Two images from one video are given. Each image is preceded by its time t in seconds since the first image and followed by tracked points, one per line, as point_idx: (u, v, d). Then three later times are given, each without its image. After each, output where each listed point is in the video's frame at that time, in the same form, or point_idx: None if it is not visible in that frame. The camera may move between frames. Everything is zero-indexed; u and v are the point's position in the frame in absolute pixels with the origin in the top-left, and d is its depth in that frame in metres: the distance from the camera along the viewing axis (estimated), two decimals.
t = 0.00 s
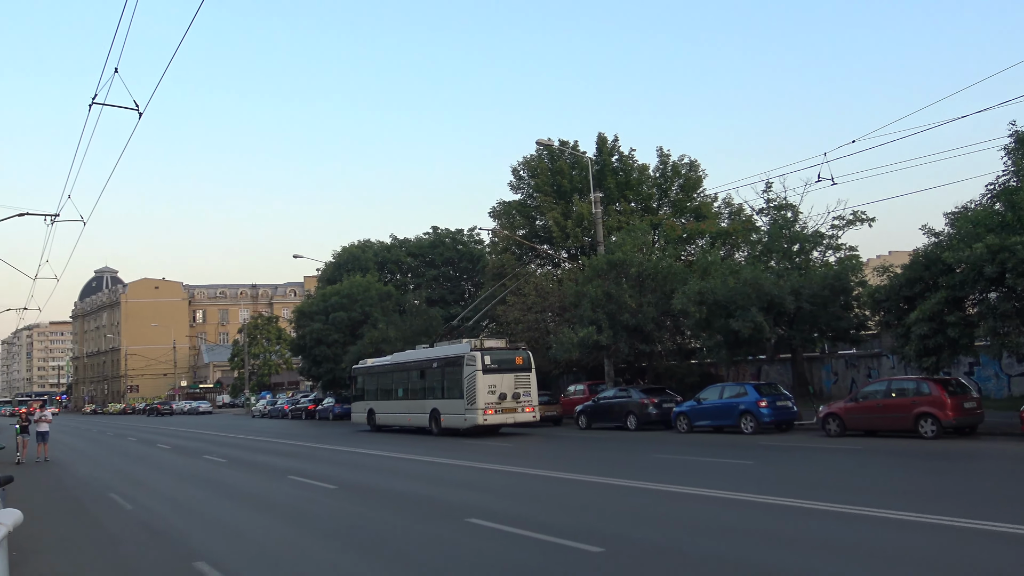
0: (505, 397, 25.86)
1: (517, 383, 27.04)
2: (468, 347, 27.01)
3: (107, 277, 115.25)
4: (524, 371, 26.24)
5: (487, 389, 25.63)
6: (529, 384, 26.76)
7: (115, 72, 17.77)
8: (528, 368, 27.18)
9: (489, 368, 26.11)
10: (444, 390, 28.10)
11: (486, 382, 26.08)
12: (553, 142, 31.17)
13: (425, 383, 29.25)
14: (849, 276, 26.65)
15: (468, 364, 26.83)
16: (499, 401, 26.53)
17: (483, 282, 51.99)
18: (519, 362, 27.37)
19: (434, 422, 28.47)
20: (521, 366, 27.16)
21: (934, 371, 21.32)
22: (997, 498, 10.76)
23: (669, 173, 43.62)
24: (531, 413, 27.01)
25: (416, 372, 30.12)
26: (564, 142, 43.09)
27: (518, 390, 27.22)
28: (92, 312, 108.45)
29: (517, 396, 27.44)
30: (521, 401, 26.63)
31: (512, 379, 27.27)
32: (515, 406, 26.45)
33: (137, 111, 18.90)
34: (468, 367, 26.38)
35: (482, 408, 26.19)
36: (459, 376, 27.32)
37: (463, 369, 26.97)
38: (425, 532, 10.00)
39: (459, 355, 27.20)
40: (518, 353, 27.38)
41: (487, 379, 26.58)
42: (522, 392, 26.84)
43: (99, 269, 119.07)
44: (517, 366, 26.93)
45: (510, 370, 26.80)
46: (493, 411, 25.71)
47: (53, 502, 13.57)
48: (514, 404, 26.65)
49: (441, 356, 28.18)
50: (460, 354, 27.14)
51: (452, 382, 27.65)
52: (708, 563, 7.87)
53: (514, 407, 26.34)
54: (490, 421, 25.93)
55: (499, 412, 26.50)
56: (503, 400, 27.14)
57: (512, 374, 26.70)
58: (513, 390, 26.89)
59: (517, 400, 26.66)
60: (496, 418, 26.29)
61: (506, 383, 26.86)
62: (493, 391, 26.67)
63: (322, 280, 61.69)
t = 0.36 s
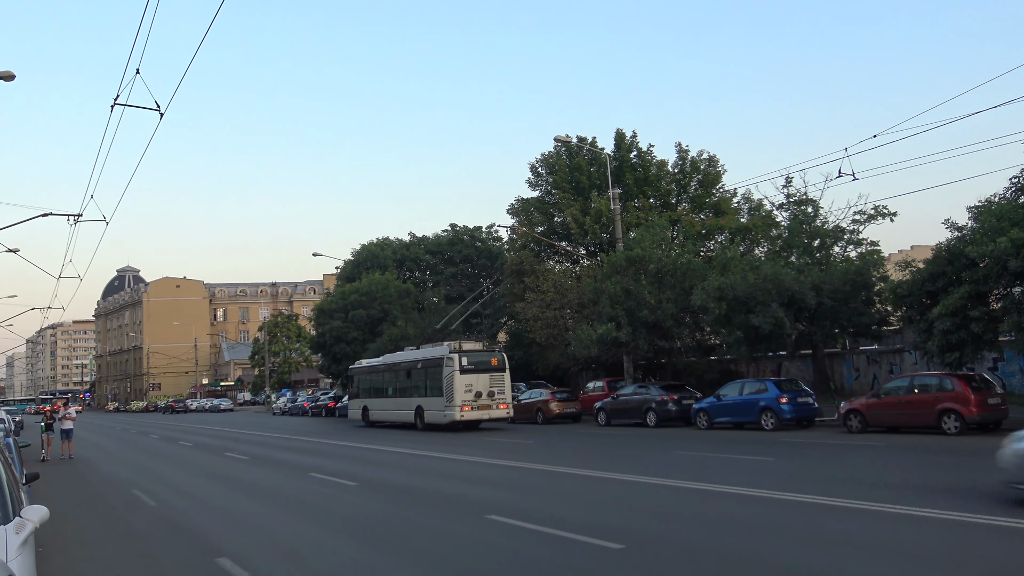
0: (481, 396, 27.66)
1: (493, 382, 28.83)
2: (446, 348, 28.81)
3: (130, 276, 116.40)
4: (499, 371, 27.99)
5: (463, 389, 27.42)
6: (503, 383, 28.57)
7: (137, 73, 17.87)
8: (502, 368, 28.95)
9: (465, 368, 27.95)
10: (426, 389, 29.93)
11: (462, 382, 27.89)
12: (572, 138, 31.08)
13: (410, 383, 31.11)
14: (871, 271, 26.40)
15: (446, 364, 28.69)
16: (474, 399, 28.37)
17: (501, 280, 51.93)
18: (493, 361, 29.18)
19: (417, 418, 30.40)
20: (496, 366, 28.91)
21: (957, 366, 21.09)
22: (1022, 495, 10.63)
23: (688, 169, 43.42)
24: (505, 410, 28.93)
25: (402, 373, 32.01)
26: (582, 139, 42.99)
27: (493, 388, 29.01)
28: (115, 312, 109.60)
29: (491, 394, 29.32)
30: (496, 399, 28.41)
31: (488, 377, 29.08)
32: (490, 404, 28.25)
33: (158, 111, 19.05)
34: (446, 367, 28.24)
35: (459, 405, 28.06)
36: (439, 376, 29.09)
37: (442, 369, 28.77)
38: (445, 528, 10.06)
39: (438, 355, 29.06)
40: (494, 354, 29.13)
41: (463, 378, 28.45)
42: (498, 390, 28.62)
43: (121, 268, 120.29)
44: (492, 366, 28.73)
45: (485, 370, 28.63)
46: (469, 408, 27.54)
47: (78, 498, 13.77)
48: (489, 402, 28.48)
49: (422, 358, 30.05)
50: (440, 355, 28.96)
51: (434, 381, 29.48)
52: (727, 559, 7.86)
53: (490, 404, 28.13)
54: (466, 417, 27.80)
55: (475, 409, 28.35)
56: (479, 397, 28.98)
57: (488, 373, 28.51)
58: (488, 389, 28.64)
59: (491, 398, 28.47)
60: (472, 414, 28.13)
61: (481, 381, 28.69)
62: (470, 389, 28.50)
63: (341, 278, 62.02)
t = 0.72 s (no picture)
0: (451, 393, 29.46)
1: (462, 381, 30.70)
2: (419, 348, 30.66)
3: (136, 273, 116.72)
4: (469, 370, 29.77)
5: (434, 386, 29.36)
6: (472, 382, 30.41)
7: (144, 70, 17.40)
8: (472, 367, 30.78)
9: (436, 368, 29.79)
10: (403, 386, 31.65)
11: (434, 379, 29.72)
12: (578, 134, 31.00)
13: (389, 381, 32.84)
14: (877, 267, 26.32)
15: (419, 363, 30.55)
16: (444, 396, 30.21)
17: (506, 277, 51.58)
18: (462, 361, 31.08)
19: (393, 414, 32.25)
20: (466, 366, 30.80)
21: (964, 363, 21.02)
22: None
23: (694, 165, 43.35)
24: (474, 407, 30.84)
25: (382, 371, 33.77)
26: (588, 135, 42.93)
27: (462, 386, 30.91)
28: (121, 308, 109.95)
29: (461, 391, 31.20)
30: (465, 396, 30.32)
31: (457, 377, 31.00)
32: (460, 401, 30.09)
33: (166, 109, 18.41)
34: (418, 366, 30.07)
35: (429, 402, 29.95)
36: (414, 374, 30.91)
37: (416, 367, 30.51)
38: (451, 523, 10.07)
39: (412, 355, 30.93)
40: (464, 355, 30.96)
41: (434, 376, 30.31)
42: (466, 388, 30.55)
43: (127, 265, 120.62)
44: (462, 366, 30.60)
45: (455, 369, 30.50)
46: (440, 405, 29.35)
47: (85, 494, 13.81)
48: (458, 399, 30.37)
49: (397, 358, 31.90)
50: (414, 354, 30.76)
51: (409, 379, 31.20)
52: (734, 556, 7.85)
53: (459, 401, 30.02)
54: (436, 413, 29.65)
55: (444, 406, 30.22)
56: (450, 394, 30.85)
57: (458, 373, 30.36)
58: (458, 387, 30.56)
59: (461, 395, 30.33)
60: (443, 411, 29.99)
61: (452, 380, 30.48)
62: (441, 387, 30.34)
63: (347, 275, 62.23)
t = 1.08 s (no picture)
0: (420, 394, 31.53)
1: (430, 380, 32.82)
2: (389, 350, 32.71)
3: (133, 272, 116.50)
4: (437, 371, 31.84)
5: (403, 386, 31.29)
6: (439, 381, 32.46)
7: (139, 69, 17.19)
8: (439, 368, 32.86)
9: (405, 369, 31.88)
10: (377, 385, 33.65)
11: (403, 379, 31.77)
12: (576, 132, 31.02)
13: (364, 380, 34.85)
14: (874, 265, 26.38)
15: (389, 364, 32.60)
16: (413, 395, 32.31)
17: (503, 275, 51.91)
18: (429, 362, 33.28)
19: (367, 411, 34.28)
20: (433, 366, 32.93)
21: (961, 360, 21.05)
22: None
23: (691, 164, 43.39)
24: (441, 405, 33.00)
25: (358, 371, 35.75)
26: (586, 133, 42.96)
27: (431, 385, 32.88)
28: (118, 308, 109.74)
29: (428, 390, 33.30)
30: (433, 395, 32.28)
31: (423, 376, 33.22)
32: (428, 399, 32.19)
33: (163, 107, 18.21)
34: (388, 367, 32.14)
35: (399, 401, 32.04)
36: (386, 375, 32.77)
37: (387, 369, 32.40)
38: (450, 522, 10.09)
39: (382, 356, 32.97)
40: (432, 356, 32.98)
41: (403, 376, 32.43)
42: (434, 387, 32.52)
43: (124, 265, 120.40)
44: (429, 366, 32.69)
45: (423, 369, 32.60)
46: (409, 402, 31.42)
47: (84, 494, 13.82)
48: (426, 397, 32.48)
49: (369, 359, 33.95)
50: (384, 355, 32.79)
51: (382, 379, 33.11)
52: (736, 554, 7.83)
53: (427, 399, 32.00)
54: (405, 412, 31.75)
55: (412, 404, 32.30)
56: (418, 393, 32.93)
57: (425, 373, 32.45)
58: (427, 386, 32.51)
59: (429, 394, 32.42)
60: (413, 409, 31.89)
61: (420, 379, 32.38)
62: (411, 386, 32.29)
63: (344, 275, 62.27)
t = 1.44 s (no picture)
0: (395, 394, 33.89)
1: (405, 381, 35.24)
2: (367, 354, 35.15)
3: (134, 271, 116.51)
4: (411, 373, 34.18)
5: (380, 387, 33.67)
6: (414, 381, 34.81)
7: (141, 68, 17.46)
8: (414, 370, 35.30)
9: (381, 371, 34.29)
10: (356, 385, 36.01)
11: (380, 380, 34.14)
12: (576, 132, 31.05)
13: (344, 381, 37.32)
14: (875, 265, 26.39)
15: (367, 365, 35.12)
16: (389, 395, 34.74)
17: (504, 275, 51.93)
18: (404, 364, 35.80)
19: (347, 410, 36.76)
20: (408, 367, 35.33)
21: (961, 361, 21.05)
22: None
23: (692, 163, 43.38)
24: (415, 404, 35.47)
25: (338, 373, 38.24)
26: (587, 133, 42.92)
27: (406, 386, 35.35)
28: (118, 306, 109.82)
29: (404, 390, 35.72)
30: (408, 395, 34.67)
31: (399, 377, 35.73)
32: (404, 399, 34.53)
33: (165, 106, 18.52)
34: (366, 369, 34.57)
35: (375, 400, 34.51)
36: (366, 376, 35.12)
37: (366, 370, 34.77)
38: (451, 521, 10.10)
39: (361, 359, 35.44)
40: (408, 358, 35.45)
41: (380, 377, 34.93)
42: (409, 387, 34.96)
43: (124, 264, 120.38)
44: (404, 368, 35.10)
45: (398, 371, 35.04)
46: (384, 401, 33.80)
47: (85, 493, 13.81)
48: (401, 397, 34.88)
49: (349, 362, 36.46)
50: (363, 358, 35.25)
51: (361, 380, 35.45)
52: (739, 554, 7.81)
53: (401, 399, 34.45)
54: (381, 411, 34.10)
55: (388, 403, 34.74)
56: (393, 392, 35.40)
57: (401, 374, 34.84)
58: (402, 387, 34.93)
59: (404, 393, 34.90)
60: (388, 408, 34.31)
61: (396, 380, 34.82)
62: (387, 387, 34.72)
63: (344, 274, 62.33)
